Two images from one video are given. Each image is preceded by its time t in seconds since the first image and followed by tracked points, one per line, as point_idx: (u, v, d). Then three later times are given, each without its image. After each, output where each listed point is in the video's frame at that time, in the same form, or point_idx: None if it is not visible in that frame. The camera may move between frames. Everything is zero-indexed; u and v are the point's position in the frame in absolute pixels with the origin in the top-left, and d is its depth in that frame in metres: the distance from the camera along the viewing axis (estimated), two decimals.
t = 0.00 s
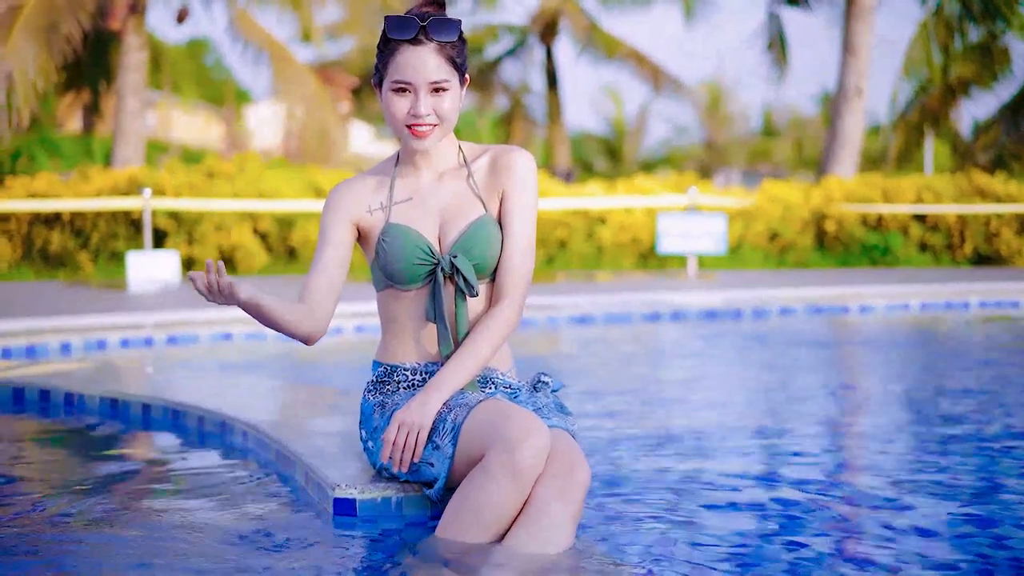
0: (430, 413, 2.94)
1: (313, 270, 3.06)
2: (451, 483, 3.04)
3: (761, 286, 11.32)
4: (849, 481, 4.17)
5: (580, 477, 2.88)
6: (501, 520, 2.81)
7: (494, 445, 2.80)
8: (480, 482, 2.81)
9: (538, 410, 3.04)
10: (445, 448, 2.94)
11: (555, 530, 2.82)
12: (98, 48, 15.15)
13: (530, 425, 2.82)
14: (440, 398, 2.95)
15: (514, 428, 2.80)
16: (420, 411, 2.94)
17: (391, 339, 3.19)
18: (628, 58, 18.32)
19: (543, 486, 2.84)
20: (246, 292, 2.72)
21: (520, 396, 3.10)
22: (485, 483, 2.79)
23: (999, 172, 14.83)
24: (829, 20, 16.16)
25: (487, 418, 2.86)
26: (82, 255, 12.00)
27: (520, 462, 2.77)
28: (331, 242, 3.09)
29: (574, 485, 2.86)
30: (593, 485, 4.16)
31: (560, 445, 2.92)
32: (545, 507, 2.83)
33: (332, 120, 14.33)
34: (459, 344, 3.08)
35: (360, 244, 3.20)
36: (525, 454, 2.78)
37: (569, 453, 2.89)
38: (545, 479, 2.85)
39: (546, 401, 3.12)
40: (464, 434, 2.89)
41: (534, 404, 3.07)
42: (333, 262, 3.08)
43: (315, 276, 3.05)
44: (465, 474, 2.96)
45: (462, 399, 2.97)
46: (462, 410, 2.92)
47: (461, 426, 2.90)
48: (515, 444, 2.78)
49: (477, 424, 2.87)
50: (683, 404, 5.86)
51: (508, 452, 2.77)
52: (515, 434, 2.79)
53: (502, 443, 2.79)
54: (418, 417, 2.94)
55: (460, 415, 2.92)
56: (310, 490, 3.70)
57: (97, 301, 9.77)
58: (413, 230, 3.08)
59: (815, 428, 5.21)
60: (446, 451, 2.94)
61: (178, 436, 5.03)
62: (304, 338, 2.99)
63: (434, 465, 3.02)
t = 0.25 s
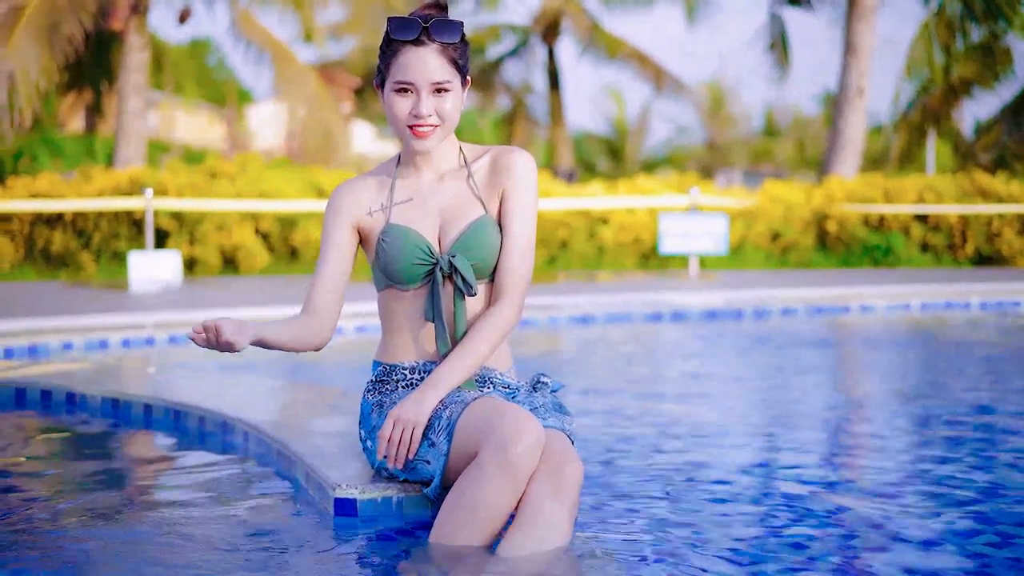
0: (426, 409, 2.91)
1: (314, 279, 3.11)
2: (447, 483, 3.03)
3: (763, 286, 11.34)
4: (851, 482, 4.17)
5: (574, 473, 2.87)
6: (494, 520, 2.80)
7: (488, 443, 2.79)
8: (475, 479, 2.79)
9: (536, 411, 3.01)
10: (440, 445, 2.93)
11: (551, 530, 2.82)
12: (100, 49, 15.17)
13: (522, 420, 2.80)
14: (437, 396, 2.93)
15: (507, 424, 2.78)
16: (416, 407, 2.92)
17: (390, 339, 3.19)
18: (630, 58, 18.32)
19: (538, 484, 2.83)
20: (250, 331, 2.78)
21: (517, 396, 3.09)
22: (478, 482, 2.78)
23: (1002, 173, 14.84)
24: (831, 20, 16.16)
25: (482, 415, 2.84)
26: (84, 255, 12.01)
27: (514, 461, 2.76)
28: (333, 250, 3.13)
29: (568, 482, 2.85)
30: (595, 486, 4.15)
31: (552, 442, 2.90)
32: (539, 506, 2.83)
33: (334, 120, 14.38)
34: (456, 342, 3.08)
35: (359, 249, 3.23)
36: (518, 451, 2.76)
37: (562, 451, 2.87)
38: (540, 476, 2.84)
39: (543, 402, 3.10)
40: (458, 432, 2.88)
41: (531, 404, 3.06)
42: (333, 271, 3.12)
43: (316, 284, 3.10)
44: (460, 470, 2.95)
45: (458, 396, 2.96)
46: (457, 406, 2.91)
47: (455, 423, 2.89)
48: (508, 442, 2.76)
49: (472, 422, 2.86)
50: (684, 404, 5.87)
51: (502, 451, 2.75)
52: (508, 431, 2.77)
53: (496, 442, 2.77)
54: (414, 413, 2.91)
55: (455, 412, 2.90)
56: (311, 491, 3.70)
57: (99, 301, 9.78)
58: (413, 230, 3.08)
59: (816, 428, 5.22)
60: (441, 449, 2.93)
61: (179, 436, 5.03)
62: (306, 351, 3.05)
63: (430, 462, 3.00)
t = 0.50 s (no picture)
0: (424, 408, 2.91)
1: (316, 288, 3.17)
2: (444, 483, 3.04)
3: (764, 287, 11.35)
4: (851, 483, 4.17)
5: (570, 475, 2.89)
6: (494, 519, 2.81)
7: (487, 443, 2.79)
8: (473, 479, 2.80)
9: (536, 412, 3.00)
10: (438, 444, 2.94)
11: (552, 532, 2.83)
12: (102, 49, 15.18)
13: (520, 420, 2.81)
14: (434, 395, 2.92)
15: (505, 424, 2.79)
16: (414, 407, 2.92)
17: (389, 339, 3.21)
18: (631, 58, 18.33)
19: (536, 486, 2.85)
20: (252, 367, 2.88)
21: (516, 397, 3.09)
22: (478, 481, 2.78)
23: (1003, 173, 14.83)
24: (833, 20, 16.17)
25: (480, 415, 2.85)
26: (86, 255, 12.02)
27: (513, 460, 2.76)
28: (334, 256, 3.18)
29: (565, 483, 2.87)
30: (595, 486, 4.16)
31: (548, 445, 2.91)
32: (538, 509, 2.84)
33: (336, 120, 14.45)
34: (454, 342, 3.09)
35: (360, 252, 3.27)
36: (518, 451, 2.76)
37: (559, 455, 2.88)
38: (538, 477, 2.86)
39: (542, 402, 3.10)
40: (457, 431, 2.89)
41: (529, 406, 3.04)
42: (334, 277, 3.16)
43: (318, 293, 3.16)
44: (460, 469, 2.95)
45: (456, 396, 2.97)
46: (455, 406, 2.92)
47: (454, 423, 2.90)
48: (508, 441, 2.76)
49: (471, 421, 2.87)
50: (685, 405, 5.87)
51: (501, 450, 2.76)
52: (507, 431, 2.78)
53: (495, 441, 2.77)
54: (412, 413, 2.91)
55: (453, 412, 2.91)
56: (313, 491, 3.71)
57: (101, 302, 9.80)
58: (411, 232, 3.09)
59: (816, 429, 5.22)
60: (440, 448, 2.94)
61: (181, 436, 5.05)
62: (315, 360, 3.13)
63: (428, 462, 3.02)
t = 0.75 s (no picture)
0: (424, 409, 2.89)
1: (319, 294, 3.16)
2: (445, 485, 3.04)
3: (766, 287, 11.35)
4: (852, 484, 4.17)
5: (570, 480, 2.88)
6: (494, 519, 2.83)
7: (486, 443, 2.80)
8: (474, 478, 2.81)
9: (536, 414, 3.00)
10: (438, 445, 2.95)
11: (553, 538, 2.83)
12: (104, 50, 15.20)
13: (520, 419, 2.81)
14: (434, 395, 2.91)
15: (505, 423, 2.80)
16: (414, 408, 2.90)
17: (388, 339, 3.22)
18: (633, 58, 18.35)
19: (536, 488, 2.86)
20: (255, 402, 2.87)
21: (516, 398, 3.09)
22: (477, 481, 2.80)
23: (1006, 173, 14.84)
24: (835, 21, 16.18)
25: (479, 415, 2.86)
26: (89, 255, 12.03)
27: (512, 461, 2.77)
28: (336, 261, 3.18)
29: (565, 486, 2.87)
30: (596, 487, 4.16)
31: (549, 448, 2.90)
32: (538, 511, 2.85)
33: (337, 121, 14.46)
34: (453, 343, 3.09)
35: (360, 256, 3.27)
36: (518, 451, 2.77)
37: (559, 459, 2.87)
38: (538, 479, 2.86)
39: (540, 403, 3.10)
40: (457, 431, 2.90)
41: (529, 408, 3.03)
42: (336, 282, 3.16)
43: (321, 299, 3.15)
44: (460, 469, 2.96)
45: (456, 396, 2.97)
46: (455, 406, 2.93)
47: (454, 423, 2.91)
48: (508, 441, 2.77)
49: (470, 421, 2.87)
50: (687, 405, 5.88)
51: (500, 451, 2.76)
52: (506, 432, 2.78)
53: (495, 441, 2.78)
54: (412, 413, 2.89)
55: (452, 412, 2.92)
56: (314, 492, 3.72)
57: (103, 302, 9.81)
58: (410, 233, 3.10)
59: (818, 429, 5.23)
60: (440, 449, 2.95)
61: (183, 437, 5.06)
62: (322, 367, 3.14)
63: (428, 463, 3.02)
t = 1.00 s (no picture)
0: (424, 408, 2.90)
1: (319, 300, 3.18)
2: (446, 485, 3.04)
3: (767, 288, 11.35)
4: (851, 484, 4.18)
5: (568, 483, 2.89)
6: (495, 519, 2.83)
7: (487, 441, 2.80)
8: (474, 479, 2.81)
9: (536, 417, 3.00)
10: (439, 445, 2.95)
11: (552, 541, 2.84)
12: (107, 51, 15.21)
13: (521, 417, 2.81)
14: (434, 395, 2.92)
15: (504, 422, 2.80)
16: (414, 407, 2.90)
17: (388, 340, 3.22)
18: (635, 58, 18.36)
19: (535, 490, 2.86)
20: (256, 424, 2.83)
21: (516, 398, 3.09)
22: (477, 480, 2.80)
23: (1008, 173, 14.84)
24: (837, 21, 16.17)
25: (479, 413, 2.86)
26: (91, 256, 12.04)
27: (513, 461, 2.77)
28: (336, 265, 3.19)
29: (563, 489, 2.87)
30: (596, 488, 4.18)
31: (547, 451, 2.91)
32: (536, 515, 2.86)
33: (339, 121, 14.45)
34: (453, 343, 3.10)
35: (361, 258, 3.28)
36: (518, 450, 2.77)
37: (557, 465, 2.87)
38: (537, 482, 2.87)
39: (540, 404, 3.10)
40: (457, 430, 2.91)
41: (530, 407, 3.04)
42: (337, 287, 3.17)
43: (321, 304, 3.17)
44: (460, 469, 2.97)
45: (456, 396, 2.98)
46: (455, 405, 2.93)
47: (454, 422, 2.91)
48: (507, 440, 2.77)
49: (470, 420, 2.88)
50: (688, 405, 5.89)
51: (500, 451, 2.76)
52: (507, 431, 2.78)
53: (495, 440, 2.78)
54: (412, 413, 2.90)
55: (453, 411, 2.92)
56: (315, 493, 3.73)
57: (106, 303, 9.83)
58: (410, 234, 3.10)
59: (819, 429, 5.24)
60: (441, 450, 2.95)
61: (184, 438, 5.07)
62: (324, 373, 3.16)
63: (429, 463, 3.02)
